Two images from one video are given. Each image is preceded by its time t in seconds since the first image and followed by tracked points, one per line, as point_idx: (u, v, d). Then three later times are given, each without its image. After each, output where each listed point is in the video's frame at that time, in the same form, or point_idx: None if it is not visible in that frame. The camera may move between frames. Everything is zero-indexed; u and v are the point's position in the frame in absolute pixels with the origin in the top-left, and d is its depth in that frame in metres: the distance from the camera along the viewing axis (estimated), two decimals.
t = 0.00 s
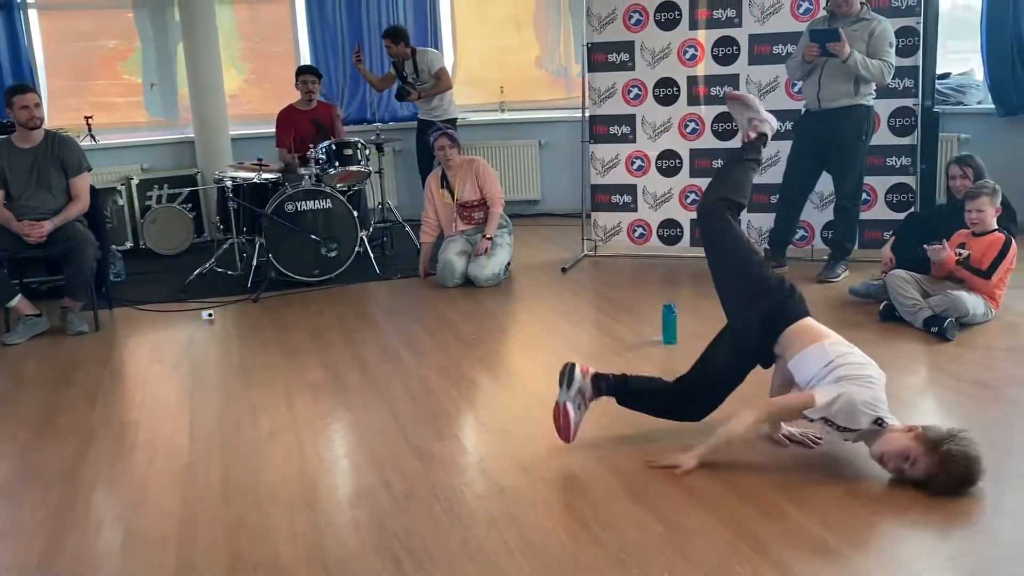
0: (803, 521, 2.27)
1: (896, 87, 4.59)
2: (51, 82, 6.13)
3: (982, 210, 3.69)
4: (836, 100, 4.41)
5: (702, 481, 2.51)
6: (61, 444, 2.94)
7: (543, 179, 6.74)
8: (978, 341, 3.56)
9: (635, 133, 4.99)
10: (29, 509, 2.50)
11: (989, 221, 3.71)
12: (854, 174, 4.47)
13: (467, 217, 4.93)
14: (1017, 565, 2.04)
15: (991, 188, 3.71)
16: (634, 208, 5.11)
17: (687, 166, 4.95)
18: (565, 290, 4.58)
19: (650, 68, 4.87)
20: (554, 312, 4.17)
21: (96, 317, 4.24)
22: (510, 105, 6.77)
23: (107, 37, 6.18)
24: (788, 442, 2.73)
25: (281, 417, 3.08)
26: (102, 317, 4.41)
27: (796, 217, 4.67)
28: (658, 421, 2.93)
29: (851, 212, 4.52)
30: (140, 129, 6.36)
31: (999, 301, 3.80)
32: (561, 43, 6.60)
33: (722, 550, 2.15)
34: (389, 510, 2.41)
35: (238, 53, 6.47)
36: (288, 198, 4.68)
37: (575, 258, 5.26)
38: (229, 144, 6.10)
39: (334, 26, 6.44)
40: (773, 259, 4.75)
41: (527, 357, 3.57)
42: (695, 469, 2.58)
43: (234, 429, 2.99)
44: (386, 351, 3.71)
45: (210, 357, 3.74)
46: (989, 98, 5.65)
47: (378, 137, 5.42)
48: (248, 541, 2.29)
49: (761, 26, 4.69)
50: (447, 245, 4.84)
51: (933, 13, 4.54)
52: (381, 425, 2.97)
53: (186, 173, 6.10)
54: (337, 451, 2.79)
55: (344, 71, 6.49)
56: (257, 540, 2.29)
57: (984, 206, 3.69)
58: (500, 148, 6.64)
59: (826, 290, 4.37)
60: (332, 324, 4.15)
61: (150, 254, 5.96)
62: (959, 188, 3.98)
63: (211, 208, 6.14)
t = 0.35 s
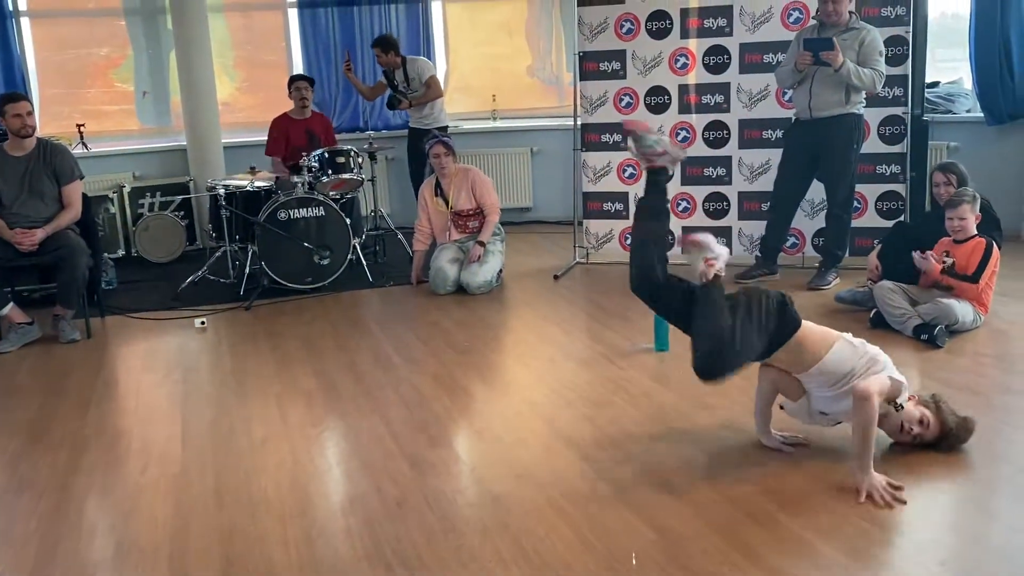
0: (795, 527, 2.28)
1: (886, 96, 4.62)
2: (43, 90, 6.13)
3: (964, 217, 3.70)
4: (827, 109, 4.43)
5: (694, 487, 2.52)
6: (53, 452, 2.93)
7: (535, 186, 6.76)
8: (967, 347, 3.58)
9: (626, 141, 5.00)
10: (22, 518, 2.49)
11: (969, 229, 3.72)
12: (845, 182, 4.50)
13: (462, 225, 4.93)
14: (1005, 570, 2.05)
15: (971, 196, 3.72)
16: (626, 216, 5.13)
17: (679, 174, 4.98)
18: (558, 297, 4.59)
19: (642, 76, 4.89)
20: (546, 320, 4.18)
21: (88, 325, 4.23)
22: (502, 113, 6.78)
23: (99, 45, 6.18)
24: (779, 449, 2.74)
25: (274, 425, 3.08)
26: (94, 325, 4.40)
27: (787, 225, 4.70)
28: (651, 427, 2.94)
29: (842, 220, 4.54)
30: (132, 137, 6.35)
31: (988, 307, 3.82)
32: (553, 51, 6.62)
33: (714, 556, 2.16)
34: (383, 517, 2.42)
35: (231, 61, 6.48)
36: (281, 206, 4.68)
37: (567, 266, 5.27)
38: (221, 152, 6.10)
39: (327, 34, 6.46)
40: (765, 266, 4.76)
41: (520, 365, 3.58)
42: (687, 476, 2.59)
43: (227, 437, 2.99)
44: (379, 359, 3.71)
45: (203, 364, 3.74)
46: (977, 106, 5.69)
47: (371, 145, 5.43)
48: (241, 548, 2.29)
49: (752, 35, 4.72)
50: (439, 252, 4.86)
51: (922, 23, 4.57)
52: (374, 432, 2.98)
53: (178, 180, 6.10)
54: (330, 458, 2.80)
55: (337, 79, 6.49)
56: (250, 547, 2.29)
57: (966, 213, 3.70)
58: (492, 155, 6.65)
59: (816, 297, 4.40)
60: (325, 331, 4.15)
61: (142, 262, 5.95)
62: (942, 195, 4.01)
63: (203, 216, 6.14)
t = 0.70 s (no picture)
0: (794, 533, 2.28)
1: (886, 103, 4.64)
2: (45, 96, 6.15)
3: (950, 223, 3.72)
4: (827, 116, 4.45)
5: (694, 493, 2.52)
6: (54, 457, 2.94)
7: (535, 193, 6.78)
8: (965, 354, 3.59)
9: (626, 148, 5.02)
10: (23, 523, 2.50)
11: (957, 234, 3.75)
12: (845, 189, 4.51)
13: (469, 236, 4.89)
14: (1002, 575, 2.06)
15: (958, 202, 3.75)
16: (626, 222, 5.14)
17: (678, 181, 4.99)
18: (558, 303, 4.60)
19: (641, 83, 4.91)
20: (546, 326, 4.19)
21: (89, 331, 4.24)
22: (502, 120, 6.80)
23: (101, 51, 6.20)
24: (779, 455, 2.75)
25: (274, 430, 3.09)
26: (94, 331, 4.41)
27: (786, 231, 4.71)
28: (651, 434, 2.95)
29: (842, 226, 4.55)
30: (133, 143, 6.36)
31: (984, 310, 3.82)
32: (553, 58, 6.65)
33: (713, 562, 2.17)
34: (383, 522, 2.42)
35: (233, 68, 6.50)
36: (282, 212, 4.69)
37: (567, 272, 5.28)
38: (222, 159, 6.11)
39: (328, 41, 6.48)
40: (764, 272, 4.77)
41: (520, 371, 3.58)
42: (687, 482, 2.60)
43: (228, 443, 2.99)
44: (379, 365, 3.72)
45: (203, 370, 3.74)
46: (976, 114, 5.71)
47: (372, 151, 5.44)
48: (241, 553, 2.29)
49: (751, 43, 4.74)
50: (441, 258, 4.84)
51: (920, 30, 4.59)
52: (375, 438, 2.98)
53: (179, 187, 6.11)
54: (330, 464, 2.80)
55: (338, 85, 6.51)
56: (251, 552, 2.30)
57: (953, 219, 3.72)
58: (492, 162, 6.67)
59: (816, 304, 4.40)
60: (325, 337, 4.16)
61: (142, 267, 5.96)
62: (929, 201, 4.02)
63: (204, 222, 6.14)
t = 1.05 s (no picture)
0: (801, 538, 2.28)
1: (894, 109, 4.64)
2: (56, 100, 6.18)
3: (945, 228, 3.69)
4: (835, 122, 4.45)
5: (701, 497, 2.52)
6: (63, 459, 2.95)
7: (543, 197, 6.78)
8: (974, 360, 3.58)
9: (634, 153, 5.02)
10: (33, 524, 2.51)
11: (953, 240, 3.70)
12: (854, 194, 4.50)
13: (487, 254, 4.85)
14: None
15: (952, 207, 3.71)
16: (633, 227, 5.15)
17: (686, 186, 4.99)
18: (564, 308, 4.60)
19: (649, 89, 4.91)
20: (553, 330, 4.19)
21: (99, 333, 4.26)
22: (509, 125, 6.81)
23: (111, 56, 6.23)
24: (786, 459, 2.75)
25: (282, 433, 3.09)
26: (104, 333, 4.43)
27: (794, 237, 4.70)
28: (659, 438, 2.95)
29: (851, 232, 4.54)
30: (142, 147, 6.39)
31: (989, 312, 3.78)
32: (561, 63, 6.66)
33: (721, 566, 2.17)
34: (390, 525, 2.43)
35: (242, 73, 6.52)
36: (290, 216, 4.71)
37: (574, 277, 5.29)
38: (231, 163, 6.14)
39: (337, 46, 6.50)
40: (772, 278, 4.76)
41: (526, 375, 3.58)
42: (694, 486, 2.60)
43: (236, 445, 3.00)
44: (386, 368, 3.73)
45: (212, 373, 3.75)
46: (985, 119, 5.70)
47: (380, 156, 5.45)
48: (249, 556, 2.30)
49: (759, 48, 4.74)
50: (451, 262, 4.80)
51: (929, 35, 4.59)
52: (382, 442, 2.99)
53: (188, 190, 6.13)
54: (337, 467, 2.81)
55: (347, 89, 6.53)
56: (260, 555, 2.30)
57: (948, 224, 3.68)
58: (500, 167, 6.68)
59: (823, 309, 4.40)
60: (333, 341, 4.17)
61: (151, 271, 5.98)
62: (927, 207, 4.01)
63: (213, 226, 6.15)
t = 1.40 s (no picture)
0: (814, 541, 2.27)
1: (908, 111, 4.61)
2: (71, 101, 6.22)
3: (960, 234, 3.65)
4: (848, 124, 4.43)
5: (713, 500, 2.51)
6: (77, 458, 2.96)
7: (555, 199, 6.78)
8: (988, 363, 3.56)
9: (646, 155, 5.01)
10: (46, 523, 2.52)
11: (968, 247, 3.68)
12: (868, 197, 4.47)
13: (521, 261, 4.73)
14: None
15: (976, 215, 3.64)
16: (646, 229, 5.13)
17: (699, 188, 4.98)
18: (576, 310, 4.59)
19: (662, 90, 4.91)
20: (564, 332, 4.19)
21: (112, 333, 4.27)
22: (522, 126, 6.80)
23: (126, 57, 6.26)
24: (800, 462, 2.73)
25: (294, 433, 3.10)
26: (117, 333, 4.45)
27: (807, 240, 4.69)
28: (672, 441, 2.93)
29: (864, 235, 4.52)
30: (156, 148, 6.42)
31: (1003, 316, 3.74)
32: (574, 65, 6.66)
33: (733, 569, 2.15)
34: (401, 526, 2.42)
35: (255, 74, 6.54)
36: (303, 217, 4.72)
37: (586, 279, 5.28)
38: (245, 164, 6.16)
39: (350, 47, 6.51)
40: (785, 280, 4.73)
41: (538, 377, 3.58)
42: (706, 489, 2.58)
43: (248, 445, 3.01)
44: (398, 369, 3.73)
45: (224, 373, 3.76)
46: (1000, 122, 5.67)
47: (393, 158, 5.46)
48: (261, 556, 2.30)
49: (773, 50, 4.72)
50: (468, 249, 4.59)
51: (944, 37, 4.56)
52: (394, 442, 2.99)
53: (202, 191, 6.15)
54: (349, 467, 2.81)
55: (360, 90, 6.55)
56: (271, 555, 2.30)
57: (965, 231, 3.64)
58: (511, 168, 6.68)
59: (836, 312, 4.37)
60: (345, 342, 4.17)
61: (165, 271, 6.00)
62: (940, 209, 3.98)
63: (226, 227, 6.18)
